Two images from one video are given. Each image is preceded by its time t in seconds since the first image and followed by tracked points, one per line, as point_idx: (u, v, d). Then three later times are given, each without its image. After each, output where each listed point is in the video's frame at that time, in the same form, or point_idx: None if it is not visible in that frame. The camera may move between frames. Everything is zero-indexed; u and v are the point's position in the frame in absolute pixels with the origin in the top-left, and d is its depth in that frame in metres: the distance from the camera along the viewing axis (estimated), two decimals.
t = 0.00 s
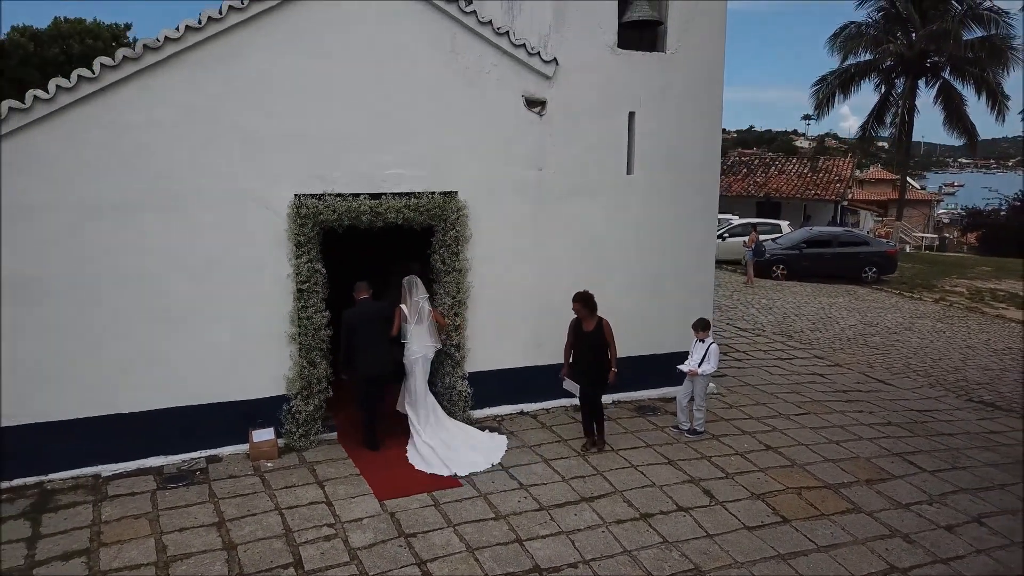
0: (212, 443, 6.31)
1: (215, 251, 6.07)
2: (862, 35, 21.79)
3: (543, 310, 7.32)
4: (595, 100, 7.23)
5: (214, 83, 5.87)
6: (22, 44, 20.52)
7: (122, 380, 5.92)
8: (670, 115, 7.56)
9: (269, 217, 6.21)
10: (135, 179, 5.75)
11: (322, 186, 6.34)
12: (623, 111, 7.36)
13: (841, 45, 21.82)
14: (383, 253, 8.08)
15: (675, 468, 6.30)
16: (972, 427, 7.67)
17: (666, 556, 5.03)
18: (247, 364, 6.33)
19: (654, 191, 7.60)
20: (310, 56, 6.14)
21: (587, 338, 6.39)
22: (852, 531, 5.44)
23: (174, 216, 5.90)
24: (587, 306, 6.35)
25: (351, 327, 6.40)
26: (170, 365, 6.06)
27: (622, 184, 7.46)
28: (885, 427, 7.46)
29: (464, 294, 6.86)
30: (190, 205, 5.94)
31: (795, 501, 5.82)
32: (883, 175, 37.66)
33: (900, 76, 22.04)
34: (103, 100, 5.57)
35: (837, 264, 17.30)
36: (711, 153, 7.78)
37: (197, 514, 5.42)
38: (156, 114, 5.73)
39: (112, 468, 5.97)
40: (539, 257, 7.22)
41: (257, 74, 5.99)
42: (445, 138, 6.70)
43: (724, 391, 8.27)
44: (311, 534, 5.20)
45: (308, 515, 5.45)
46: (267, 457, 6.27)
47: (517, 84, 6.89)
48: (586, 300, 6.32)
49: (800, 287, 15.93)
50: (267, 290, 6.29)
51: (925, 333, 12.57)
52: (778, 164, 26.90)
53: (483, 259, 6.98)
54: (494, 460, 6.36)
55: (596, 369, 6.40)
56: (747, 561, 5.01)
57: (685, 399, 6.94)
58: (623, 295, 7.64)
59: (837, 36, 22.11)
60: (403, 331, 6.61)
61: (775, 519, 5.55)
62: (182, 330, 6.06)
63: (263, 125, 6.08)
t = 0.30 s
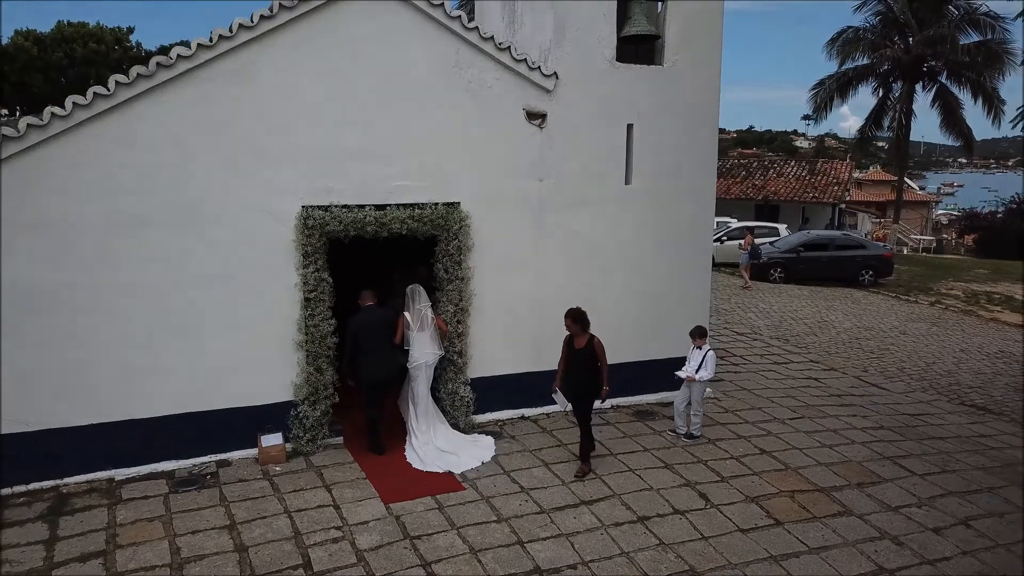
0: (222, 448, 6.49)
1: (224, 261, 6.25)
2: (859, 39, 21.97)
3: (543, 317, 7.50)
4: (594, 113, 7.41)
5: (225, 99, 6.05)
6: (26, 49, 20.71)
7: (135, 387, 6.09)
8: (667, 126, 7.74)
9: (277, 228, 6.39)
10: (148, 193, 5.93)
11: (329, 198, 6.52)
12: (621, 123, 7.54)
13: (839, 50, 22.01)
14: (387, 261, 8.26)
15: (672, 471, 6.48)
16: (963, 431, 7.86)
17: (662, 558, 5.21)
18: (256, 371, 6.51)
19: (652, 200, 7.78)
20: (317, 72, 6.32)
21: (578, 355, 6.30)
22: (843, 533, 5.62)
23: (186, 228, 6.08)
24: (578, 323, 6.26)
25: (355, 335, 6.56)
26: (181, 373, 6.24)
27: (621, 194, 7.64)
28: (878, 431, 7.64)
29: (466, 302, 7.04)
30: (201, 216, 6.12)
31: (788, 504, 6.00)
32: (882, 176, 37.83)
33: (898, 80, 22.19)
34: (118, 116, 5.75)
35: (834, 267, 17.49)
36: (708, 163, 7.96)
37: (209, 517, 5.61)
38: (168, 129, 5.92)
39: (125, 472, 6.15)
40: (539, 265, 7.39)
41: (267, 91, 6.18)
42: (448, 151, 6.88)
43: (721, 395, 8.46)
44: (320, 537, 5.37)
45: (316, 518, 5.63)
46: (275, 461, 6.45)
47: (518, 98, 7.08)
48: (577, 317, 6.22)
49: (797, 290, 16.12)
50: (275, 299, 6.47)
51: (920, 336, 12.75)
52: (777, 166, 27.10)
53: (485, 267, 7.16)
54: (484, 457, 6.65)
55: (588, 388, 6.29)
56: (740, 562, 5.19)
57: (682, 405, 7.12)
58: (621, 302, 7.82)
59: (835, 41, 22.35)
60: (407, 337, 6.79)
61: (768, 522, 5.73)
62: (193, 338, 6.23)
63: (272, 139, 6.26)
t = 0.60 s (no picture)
0: (230, 449, 6.66)
1: (233, 268, 6.41)
2: (856, 43, 22.16)
3: (543, 321, 7.66)
4: (593, 121, 7.58)
5: (234, 111, 6.23)
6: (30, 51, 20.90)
7: (146, 391, 6.27)
8: (665, 134, 7.91)
9: (284, 235, 6.56)
10: (158, 201, 6.09)
11: (335, 206, 6.69)
12: (619, 132, 7.71)
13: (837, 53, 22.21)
14: (390, 266, 8.44)
15: (668, 472, 6.65)
16: (954, 433, 8.02)
17: (659, 556, 5.38)
18: (263, 374, 6.67)
19: (650, 207, 7.95)
20: (324, 84, 6.49)
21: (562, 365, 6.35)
22: (834, 532, 5.78)
23: (195, 235, 6.25)
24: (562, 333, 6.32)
25: (360, 339, 6.73)
26: (191, 376, 6.41)
27: (619, 200, 7.81)
28: (870, 433, 7.81)
29: (468, 307, 7.21)
30: (210, 224, 6.29)
31: (781, 504, 6.17)
32: (880, 177, 38.01)
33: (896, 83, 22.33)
34: (130, 127, 5.93)
35: (831, 269, 17.66)
36: (704, 171, 8.13)
37: (218, 516, 5.77)
38: (179, 140, 6.09)
39: (136, 473, 6.32)
40: (539, 270, 7.56)
41: (274, 102, 6.35)
42: (451, 160, 7.06)
43: (717, 397, 8.62)
44: (326, 536, 5.54)
45: (323, 517, 5.80)
46: (282, 462, 6.62)
47: (519, 108, 7.25)
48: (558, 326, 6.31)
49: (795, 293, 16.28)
50: (282, 305, 6.64)
51: (915, 338, 12.91)
52: (775, 168, 27.27)
53: (486, 272, 7.32)
54: (485, 458, 6.83)
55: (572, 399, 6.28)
56: (733, 560, 5.36)
57: (679, 407, 7.29)
58: (620, 306, 7.99)
59: (832, 44, 22.55)
60: (409, 342, 6.99)
61: (762, 521, 5.90)
62: (202, 343, 6.40)
63: (278, 148, 6.43)
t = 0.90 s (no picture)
0: (237, 451, 6.82)
1: (240, 274, 6.57)
2: (854, 46, 22.37)
3: (543, 325, 7.82)
4: (592, 130, 7.75)
5: (242, 121, 6.40)
6: (33, 55, 21.03)
7: (155, 394, 6.43)
8: (662, 142, 8.07)
9: (290, 242, 6.72)
10: (168, 209, 6.26)
11: (339, 214, 6.85)
12: (617, 140, 7.88)
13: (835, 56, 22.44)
14: (393, 271, 8.60)
15: (665, 473, 6.80)
16: (945, 435, 8.19)
17: (655, 555, 5.53)
18: (269, 378, 6.83)
19: (647, 214, 8.11)
20: (329, 95, 6.66)
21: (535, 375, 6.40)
22: (826, 532, 5.94)
23: (205, 242, 6.42)
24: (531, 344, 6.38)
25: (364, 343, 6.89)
26: (199, 379, 6.57)
27: (617, 207, 7.97)
28: (863, 434, 7.97)
29: (470, 311, 7.37)
30: (218, 231, 6.45)
31: (775, 504, 6.33)
32: (879, 179, 38.18)
33: (893, 86, 22.54)
34: (141, 138, 6.09)
35: (829, 271, 17.81)
36: (700, 178, 8.29)
37: (226, 517, 5.93)
38: (188, 149, 6.25)
39: (145, 474, 6.48)
40: (539, 276, 7.72)
41: (280, 112, 6.52)
42: (452, 168, 7.22)
43: (714, 400, 8.78)
44: (332, 536, 5.70)
45: (328, 517, 5.95)
46: (287, 464, 6.77)
47: (519, 117, 7.43)
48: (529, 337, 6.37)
49: (792, 296, 16.44)
50: (287, 310, 6.80)
51: (910, 341, 13.07)
52: (774, 170, 27.43)
53: (487, 278, 7.48)
54: (484, 459, 7.00)
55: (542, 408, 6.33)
56: (727, 559, 5.51)
57: (675, 410, 7.46)
58: (618, 311, 8.15)
59: (830, 48, 22.75)
60: (409, 345, 7.10)
61: (756, 521, 6.05)
62: (209, 347, 6.56)
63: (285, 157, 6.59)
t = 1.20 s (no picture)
0: (243, 454, 6.97)
1: (246, 281, 6.73)
2: (852, 50, 22.51)
3: (543, 331, 7.97)
4: (591, 139, 7.91)
5: (249, 133, 6.56)
6: (35, 57, 21.09)
7: (164, 398, 6.58)
8: (660, 151, 8.23)
9: (295, 250, 6.87)
10: (177, 218, 6.42)
11: (343, 222, 7.01)
12: (616, 148, 8.03)
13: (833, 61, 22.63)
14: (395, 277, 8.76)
15: (662, 476, 6.96)
16: (938, 438, 8.34)
17: (651, 556, 5.69)
18: (275, 382, 6.99)
19: (645, 221, 8.27)
20: (333, 106, 6.81)
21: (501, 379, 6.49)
22: (819, 534, 6.10)
23: (212, 250, 6.57)
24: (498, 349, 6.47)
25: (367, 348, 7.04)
26: (207, 384, 6.72)
27: (615, 215, 8.12)
28: (857, 438, 8.12)
29: (471, 317, 7.54)
30: (225, 240, 6.60)
31: (769, 506, 6.49)
32: (878, 180, 38.33)
33: (890, 90, 22.54)
34: (151, 149, 6.25)
35: (827, 274, 17.97)
36: (697, 186, 8.45)
37: (234, 519, 6.08)
38: (197, 160, 6.41)
39: (154, 477, 6.63)
40: (538, 283, 7.87)
41: (286, 124, 6.67)
42: (454, 177, 7.38)
43: (710, 404, 8.94)
44: (337, 537, 5.85)
45: (333, 520, 6.11)
46: (293, 467, 6.93)
47: (520, 127, 7.58)
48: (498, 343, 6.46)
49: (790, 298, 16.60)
50: (293, 317, 6.96)
51: (906, 344, 13.22)
52: (773, 173, 27.57)
53: (488, 285, 7.64)
54: (481, 461, 7.17)
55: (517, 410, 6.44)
56: (722, 560, 5.66)
57: (672, 413, 7.61)
58: (616, 316, 8.30)
59: (828, 51, 22.90)
60: (410, 343, 7.34)
61: (750, 523, 6.21)
62: (217, 352, 6.72)
63: (290, 167, 6.74)
